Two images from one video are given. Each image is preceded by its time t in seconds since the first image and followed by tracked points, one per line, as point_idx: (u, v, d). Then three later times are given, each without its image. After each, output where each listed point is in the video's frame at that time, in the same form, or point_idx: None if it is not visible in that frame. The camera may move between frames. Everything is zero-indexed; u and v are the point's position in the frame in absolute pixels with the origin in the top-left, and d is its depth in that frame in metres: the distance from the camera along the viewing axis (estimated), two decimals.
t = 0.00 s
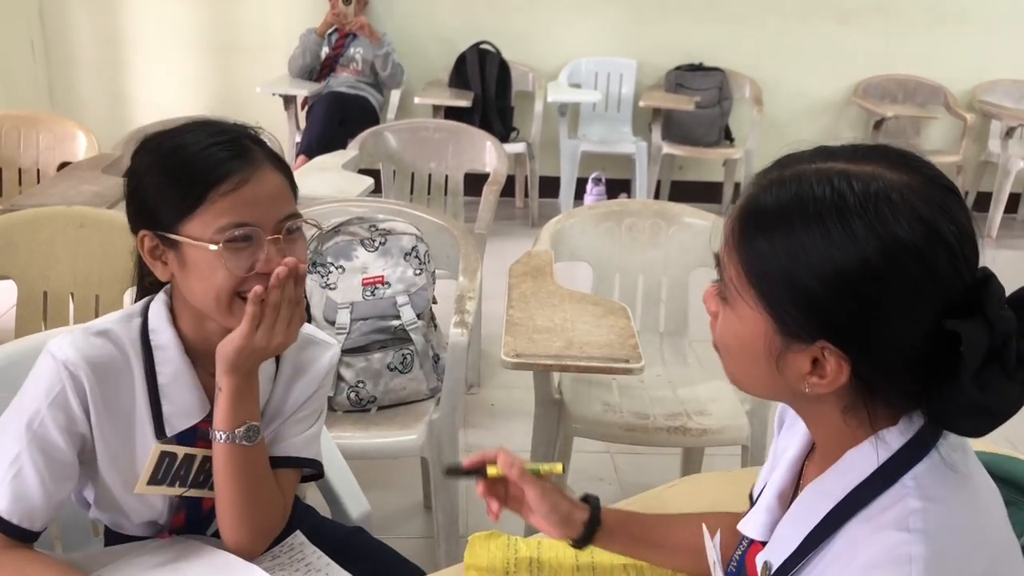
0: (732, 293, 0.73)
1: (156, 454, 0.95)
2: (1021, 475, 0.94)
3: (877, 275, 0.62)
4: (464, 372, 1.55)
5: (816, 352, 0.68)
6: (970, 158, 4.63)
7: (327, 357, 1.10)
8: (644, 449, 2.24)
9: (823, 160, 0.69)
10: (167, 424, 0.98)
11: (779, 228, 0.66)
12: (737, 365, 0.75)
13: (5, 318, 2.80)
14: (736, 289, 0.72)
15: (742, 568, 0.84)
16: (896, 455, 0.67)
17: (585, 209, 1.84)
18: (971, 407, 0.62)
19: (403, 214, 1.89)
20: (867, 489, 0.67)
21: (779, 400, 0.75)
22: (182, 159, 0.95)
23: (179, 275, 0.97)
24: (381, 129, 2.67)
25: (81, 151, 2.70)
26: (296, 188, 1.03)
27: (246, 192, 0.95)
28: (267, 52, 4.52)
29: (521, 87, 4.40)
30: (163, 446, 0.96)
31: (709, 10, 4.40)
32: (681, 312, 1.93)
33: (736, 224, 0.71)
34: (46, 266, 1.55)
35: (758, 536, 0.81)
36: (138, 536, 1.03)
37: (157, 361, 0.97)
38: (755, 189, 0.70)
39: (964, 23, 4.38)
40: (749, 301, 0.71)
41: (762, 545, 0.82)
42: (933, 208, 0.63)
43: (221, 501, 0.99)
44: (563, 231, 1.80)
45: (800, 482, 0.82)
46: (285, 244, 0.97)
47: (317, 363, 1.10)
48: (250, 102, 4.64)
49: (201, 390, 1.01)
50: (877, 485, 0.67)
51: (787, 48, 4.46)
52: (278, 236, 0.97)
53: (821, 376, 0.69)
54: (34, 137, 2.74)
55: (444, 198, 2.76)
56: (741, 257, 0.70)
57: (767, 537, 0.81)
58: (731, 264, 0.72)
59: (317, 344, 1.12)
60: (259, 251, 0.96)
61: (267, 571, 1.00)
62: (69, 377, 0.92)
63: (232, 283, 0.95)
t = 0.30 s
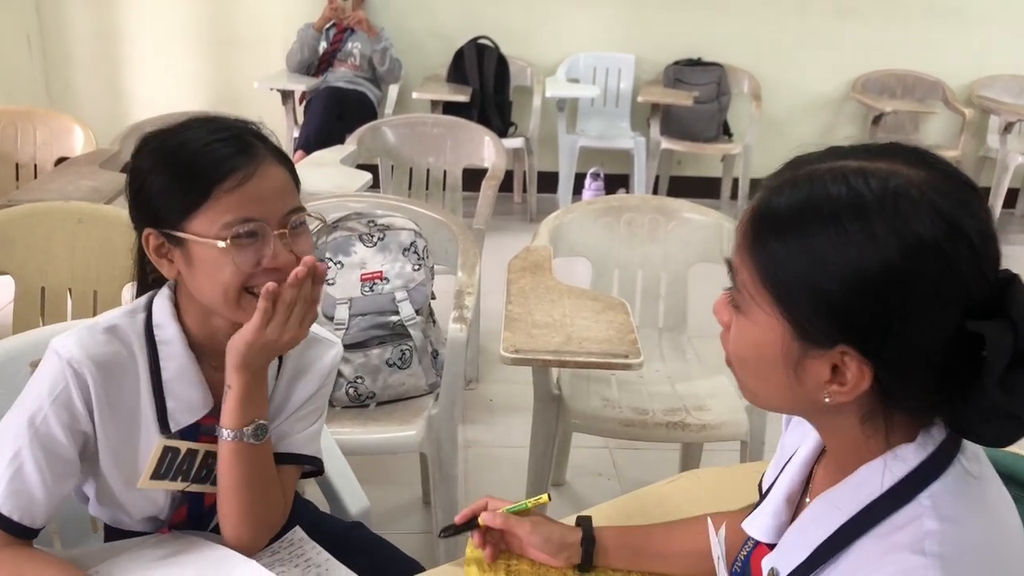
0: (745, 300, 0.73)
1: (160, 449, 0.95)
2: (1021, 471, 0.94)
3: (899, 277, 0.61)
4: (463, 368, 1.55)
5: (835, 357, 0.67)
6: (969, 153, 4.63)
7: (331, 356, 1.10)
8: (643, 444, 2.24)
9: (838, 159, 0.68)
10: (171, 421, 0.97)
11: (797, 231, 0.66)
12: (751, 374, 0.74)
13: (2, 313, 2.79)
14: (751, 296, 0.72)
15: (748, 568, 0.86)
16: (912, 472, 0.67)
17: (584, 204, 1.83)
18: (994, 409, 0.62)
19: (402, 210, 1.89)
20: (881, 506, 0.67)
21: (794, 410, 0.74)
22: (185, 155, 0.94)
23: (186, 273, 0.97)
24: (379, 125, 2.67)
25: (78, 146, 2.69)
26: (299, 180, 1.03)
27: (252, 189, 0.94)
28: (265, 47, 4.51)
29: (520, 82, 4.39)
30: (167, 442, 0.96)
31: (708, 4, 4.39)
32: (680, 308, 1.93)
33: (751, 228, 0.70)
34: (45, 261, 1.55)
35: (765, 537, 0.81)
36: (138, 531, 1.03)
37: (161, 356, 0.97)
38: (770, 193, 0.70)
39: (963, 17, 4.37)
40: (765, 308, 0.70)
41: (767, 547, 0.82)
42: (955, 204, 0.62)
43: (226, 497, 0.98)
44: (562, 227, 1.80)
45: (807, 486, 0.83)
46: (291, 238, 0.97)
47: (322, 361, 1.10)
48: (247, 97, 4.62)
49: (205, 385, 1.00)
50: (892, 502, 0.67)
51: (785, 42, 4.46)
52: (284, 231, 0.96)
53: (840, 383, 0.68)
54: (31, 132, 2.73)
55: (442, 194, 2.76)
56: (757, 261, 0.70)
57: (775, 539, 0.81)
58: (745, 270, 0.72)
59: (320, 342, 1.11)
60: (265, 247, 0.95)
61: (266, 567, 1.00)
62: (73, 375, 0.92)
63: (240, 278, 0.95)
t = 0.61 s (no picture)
0: (807, 282, 0.68)
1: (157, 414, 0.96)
2: None
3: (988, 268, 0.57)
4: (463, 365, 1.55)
5: (904, 346, 0.63)
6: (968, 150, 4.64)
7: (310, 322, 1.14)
8: (642, 441, 2.25)
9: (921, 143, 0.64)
10: (161, 388, 0.99)
11: (877, 214, 0.61)
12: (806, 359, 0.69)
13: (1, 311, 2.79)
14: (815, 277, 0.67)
15: (769, 564, 0.82)
16: (950, 472, 0.65)
17: (583, 201, 1.83)
18: None
19: (400, 206, 1.88)
20: (916, 505, 0.65)
21: (848, 401, 0.70)
22: (150, 122, 0.94)
23: (144, 236, 0.99)
24: (378, 121, 2.67)
25: (77, 143, 2.69)
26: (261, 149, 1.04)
27: (214, 161, 0.96)
28: (264, 44, 4.51)
29: (519, 79, 4.39)
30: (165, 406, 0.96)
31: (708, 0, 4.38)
32: (679, 304, 1.93)
33: (825, 207, 0.65)
34: (43, 259, 1.54)
35: (789, 531, 0.80)
36: (155, 520, 1.06)
37: (142, 328, 0.99)
38: (847, 173, 0.65)
39: (963, 14, 4.38)
40: (830, 291, 0.66)
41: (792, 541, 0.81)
42: None
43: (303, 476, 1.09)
44: (562, 224, 1.80)
45: (835, 481, 0.81)
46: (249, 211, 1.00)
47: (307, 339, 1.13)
48: (246, 93, 4.61)
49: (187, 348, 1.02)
50: (927, 502, 0.65)
51: (785, 39, 4.45)
52: (242, 204, 0.99)
53: (907, 373, 0.64)
54: (29, 129, 2.73)
55: (441, 190, 2.76)
56: (830, 241, 0.65)
57: (799, 533, 0.80)
58: (813, 251, 0.67)
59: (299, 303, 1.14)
60: (225, 219, 0.98)
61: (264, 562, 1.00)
62: (56, 360, 0.92)
63: (197, 249, 0.98)
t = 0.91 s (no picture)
0: (841, 254, 0.70)
1: (148, 392, 0.99)
2: None
3: (1009, 236, 0.58)
4: (464, 364, 1.55)
5: (929, 312, 0.64)
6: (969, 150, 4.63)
7: (282, 316, 1.19)
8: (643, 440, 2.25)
9: (955, 122, 0.65)
10: (150, 367, 1.00)
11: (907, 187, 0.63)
12: (835, 332, 0.71)
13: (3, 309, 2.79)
14: (847, 250, 0.69)
15: (791, 546, 0.81)
16: (978, 448, 0.64)
17: (584, 200, 1.83)
18: None
19: (402, 205, 1.88)
20: (942, 479, 0.64)
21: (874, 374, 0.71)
22: (142, 138, 0.94)
23: (123, 236, 1.00)
24: (380, 120, 2.66)
25: (79, 142, 2.69)
26: (249, 178, 1.04)
27: (191, 193, 0.96)
28: (266, 43, 4.51)
29: (520, 78, 4.38)
30: (154, 384, 1.00)
31: None
32: (680, 304, 1.93)
33: (858, 183, 0.67)
34: (45, 258, 1.54)
35: (813, 514, 0.79)
36: (147, 506, 1.08)
37: (129, 310, 1.00)
38: (883, 149, 0.66)
39: (964, 13, 4.37)
40: (864, 260, 0.67)
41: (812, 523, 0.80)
42: None
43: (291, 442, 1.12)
44: (563, 223, 1.80)
45: (864, 464, 0.80)
46: (221, 241, 1.00)
47: (285, 327, 1.18)
48: (247, 93, 4.62)
49: (172, 328, 1.04)
50: (954, 476, 0.64)
51: (787, 38, 4.45)
52: (215, 235, 1.00)
53: (931, 341, 0.65)
54: (31, 128, 2.73)
55: (443, 189, 2.76)
56: (862, 214, 0.67)
57: (822, 516, 0.79)
58: (847, 224, 0.69)
59: (273, 298, 1.19)
60: (193, 244, 0.99)
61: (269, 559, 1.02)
62: (51, 343, 0.93)
63: (161, 269, 0.99)
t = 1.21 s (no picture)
0: (836, 263, 0.71)
1: (144, 376, 0.99)
2: None
3: (1002, 218, 0.59)
4: (467, 364, 1.55)
5: (934, 305, 0.65)
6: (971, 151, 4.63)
7: (287, 311, 1.18)
8: (645, 441, 2.25)
9: (922, 123, 0.68)
10: (148, 352, 1.01)
11: (891, 188, 0.65)
12: (842, 339, 0.72)
13: (7, 310, 2.80)
14: (844, 259, 0.70)
15: (801, 535, 0.85)
16: (984, 431, 0.65)
17: (586, 201, 1.83)
18: None
19: (404, 205, 1.88)
20: (948, 463, 0.66)
21: (879, 373, 0.72)
22: (146, 133, 0.95)
23: (130, 229, 1.02)
24: (383, 121, 2.67)
25: (82, 143, 2.70)
26: (250, 172, 1.04)
27: (193, 187, 0.96)
28: (269, 44, 4.52)
29: (522, 79, 4.39)
30: (150, 369, 0.99)
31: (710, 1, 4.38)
32: (682, 304, 1.93)
33: (842, 196, 0.70)
34: (49, 258, 1.55)
35: (819, 505, 0.82)
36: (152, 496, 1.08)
37: (128, 298, 1.02)
38: (859, 158, 0.69)
39: (966, 14, 4.37)
40: (862, 263, 0.69)
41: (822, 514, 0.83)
42: None
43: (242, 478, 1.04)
44: (565, 224, 1.80)
45: (869, 456, 0.83)
46: (222, 234, 1.00)
47: (289, 322, 1.18)
48: (250, 94, 4.62)
49: (172, 316, 1.04)
50: (959, 460, 0.65)
51: (788, 39, 4.45)
52: (216, 228, 1.00)
53: (940, 332, 0.66)
54: (34, 129, 2.73)
55: (445, 189, 2.76)
56: (853, 225, 0.69)
57: (829, 507, 0.81)
58: (837, 232, 0.70)
59: (277, 293, 1.19)
60: (194, 237, 0.99)
61: (270, 558, 0.99)
62: (47, 325, 0.96)
63: (165, 261, 1.00)
